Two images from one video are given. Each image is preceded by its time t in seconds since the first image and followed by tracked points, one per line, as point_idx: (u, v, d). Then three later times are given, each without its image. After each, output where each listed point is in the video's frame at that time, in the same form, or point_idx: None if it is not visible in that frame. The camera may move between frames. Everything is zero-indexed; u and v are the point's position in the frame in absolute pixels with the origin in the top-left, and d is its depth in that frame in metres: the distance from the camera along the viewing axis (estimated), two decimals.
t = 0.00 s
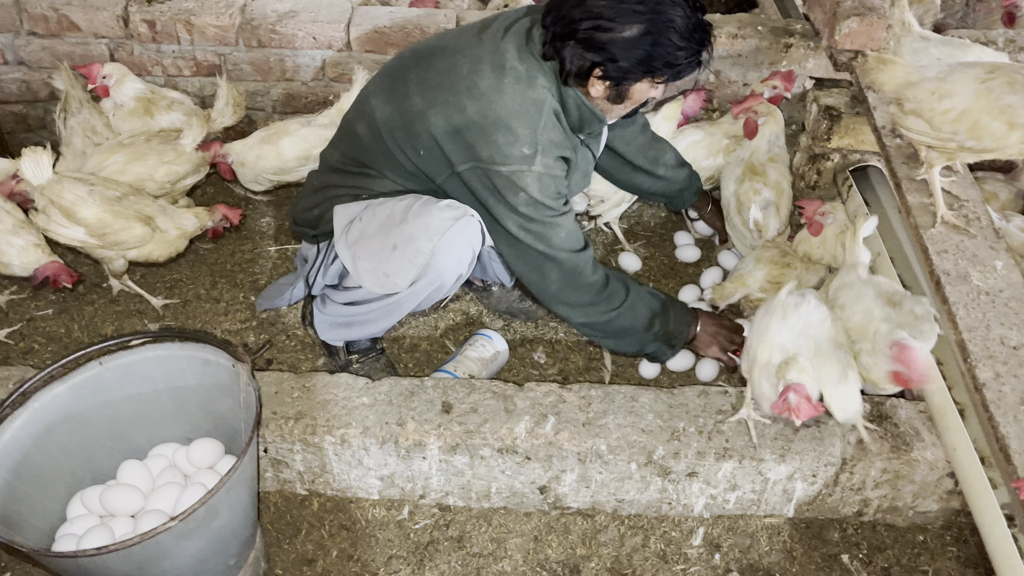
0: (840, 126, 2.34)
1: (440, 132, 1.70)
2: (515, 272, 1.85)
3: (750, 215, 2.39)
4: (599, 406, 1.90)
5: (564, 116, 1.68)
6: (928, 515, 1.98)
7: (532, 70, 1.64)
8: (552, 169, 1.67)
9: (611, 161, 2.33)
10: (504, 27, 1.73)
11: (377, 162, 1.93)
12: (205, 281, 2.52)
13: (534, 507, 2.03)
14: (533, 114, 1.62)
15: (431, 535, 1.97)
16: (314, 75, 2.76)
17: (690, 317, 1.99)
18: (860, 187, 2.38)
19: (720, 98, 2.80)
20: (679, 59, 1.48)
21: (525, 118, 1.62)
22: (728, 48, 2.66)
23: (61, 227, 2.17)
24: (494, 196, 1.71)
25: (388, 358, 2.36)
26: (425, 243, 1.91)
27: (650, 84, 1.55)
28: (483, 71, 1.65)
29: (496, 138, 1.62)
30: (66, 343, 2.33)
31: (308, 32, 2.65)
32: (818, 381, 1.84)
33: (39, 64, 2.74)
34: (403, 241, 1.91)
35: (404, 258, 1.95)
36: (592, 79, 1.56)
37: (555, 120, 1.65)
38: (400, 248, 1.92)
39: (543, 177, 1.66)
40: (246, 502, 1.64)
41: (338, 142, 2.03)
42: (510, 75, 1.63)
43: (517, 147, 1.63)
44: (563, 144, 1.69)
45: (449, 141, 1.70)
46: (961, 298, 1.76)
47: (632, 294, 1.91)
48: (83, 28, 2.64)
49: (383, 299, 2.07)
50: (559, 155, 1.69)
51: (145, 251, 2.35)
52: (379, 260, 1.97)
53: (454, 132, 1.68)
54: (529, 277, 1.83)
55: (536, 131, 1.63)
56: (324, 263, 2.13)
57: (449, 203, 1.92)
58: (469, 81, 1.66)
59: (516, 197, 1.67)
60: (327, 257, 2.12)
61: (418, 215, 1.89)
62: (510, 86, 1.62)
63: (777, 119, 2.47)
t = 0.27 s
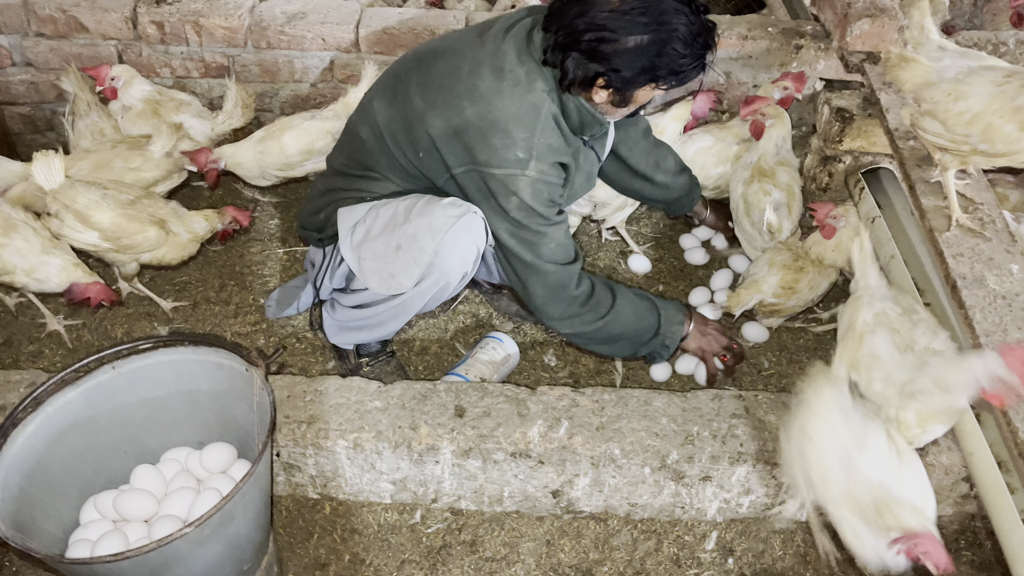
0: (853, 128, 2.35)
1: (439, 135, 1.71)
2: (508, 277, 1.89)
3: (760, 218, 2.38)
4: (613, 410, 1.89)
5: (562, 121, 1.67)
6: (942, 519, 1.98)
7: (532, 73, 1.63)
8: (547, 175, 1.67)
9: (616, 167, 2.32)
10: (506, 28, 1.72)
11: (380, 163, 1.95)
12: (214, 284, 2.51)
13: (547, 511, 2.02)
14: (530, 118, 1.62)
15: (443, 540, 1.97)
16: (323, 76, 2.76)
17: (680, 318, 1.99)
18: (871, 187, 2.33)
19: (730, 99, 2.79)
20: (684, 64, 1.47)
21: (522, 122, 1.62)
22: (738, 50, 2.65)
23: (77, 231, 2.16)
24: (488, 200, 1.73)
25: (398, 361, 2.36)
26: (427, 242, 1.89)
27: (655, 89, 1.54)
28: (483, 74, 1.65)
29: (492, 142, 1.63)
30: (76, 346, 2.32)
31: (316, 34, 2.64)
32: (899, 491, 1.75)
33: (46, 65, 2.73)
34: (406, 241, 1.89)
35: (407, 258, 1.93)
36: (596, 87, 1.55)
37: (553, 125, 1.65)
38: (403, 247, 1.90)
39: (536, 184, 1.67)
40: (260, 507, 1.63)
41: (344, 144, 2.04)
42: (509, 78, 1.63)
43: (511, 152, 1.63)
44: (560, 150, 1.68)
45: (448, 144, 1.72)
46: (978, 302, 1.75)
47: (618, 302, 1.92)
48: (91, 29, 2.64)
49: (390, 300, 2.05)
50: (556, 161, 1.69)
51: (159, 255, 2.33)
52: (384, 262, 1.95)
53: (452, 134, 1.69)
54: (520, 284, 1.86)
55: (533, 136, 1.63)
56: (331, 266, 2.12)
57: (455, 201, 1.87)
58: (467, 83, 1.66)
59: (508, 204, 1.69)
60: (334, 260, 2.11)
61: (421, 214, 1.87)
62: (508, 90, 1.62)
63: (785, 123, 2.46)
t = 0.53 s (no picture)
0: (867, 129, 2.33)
1: (430, 137, 1.73)
2: (510, 279, 1.92)
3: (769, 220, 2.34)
4: (629, 413, 1.88)
5: (551, 121, 1.68)
6: (958, 522, 1.97)
7: (520, 73, 1.64)
8: (536, 177, 1.68)
9: (617, 172, 2.32)
10: (497, 29, 1.74)
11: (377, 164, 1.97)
12: (225, 286, 2.51)
13: (562, 515, 2.01)
14: (517, 119, 1.63)
15: (458, 543, 1.96)
16: (333, 77, 2.75)
17: (674, 319, 2.04)
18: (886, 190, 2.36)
19: (741, 100, 2.78)
20: (670, 64, 1.45)
21: (511, 124, 1.63)
22: (751, 50, 2.64)
23: (96, 235, 2.16)
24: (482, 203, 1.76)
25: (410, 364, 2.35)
26: (422, 236, 1.86)
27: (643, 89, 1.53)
28: (471, 76, 1.67)
29: (480, 144, 1.65)
30: (87, 348, 2.31)
31: (327, 34, 2.63)
32: None
33: (56, 66, 2.72)
34: (402, 236, 1.87)
35: (405, 253, 1.91)
36: (580, 83, 1.54)
37: (540, 125, 1.66)
38: (399, 243, 1.89)
39: (526, 186, 1.68)
40: (277, 512, 1.62)
41: (343, 149, 2.06)
42: (497, 79, 1.64)
43: (500, 154, 1.65)
44: (550, 151, 1.69)
45: (440, 147, 1.74)
46: (997, 306, 1.74)
47: (617, 305, 1.94)
48: (101, 30, 2.62)
49: (394, 299, 2.02)
50: (547, 162, 1.70)
51: (177, 258, 2.34)
52: (381, 258, 1.94)
53: (442, 137, 1.71)
54: (521, 285, 1.89)
55: (521, 138, 1.64)
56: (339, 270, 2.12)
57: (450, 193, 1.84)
58: (455, 84, 1.68)
59: (499, 206, 1.72)
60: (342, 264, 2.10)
61: (415, 208, 1.85)
62: (495, 92, 1.64)
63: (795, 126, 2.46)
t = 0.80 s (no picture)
0: (884, 132, 2.34)
1: (427, 144, 1.74)
2: (513, 282, 1.93)
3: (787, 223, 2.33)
4: (648, 419, 1.88)
5: (547, 125, 1.67)
6: (977, 527, 1.96)
7: (514, 79, 1.63)
8: (533, 182, 1.69)
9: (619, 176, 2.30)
10: (492, 33, 1.73)
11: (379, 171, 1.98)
12: (238, 289, 2.50)
13: (580, 520, 2.01)
14: (512, 125, 1.63)
15: (476, 549, 1.95)
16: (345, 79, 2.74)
17: (677, 317, 2.05)
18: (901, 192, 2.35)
19: (754, 102, 2.78)
20: (665, 69, 1.45)
21: (506, 130, 1.63)
22: (765, 52, 2.63)
23: (116, 239, 2.17)
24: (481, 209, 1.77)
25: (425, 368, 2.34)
26: (432, 239, 1.83)
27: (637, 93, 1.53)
28: (465, 83, 1.66)
29: (475, 151, 1.65)
30: (102, 352, 2.31)
31: (340, 36, 2.62)
32: None
33: (67, 68, 2.71)
34: (412, 239, 1.85)
35: (415, 256, 1.88)
36: (573, 87, 1.54)
37: (536, 130, 1.65)
38: (409, 246, 1.86)
39: (523, 192, 1.68)
40: (297, 518, 1.62)
41: (346, 158, 2.07)
42: (491, 85, 1.64)
43: (496, 160, 1.65)
44: (548, 156, 1.69)
45: (438, 153, 1.74)
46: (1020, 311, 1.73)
47: (620, 306, 1.95)
48: (113, 32, 2.62)
49: (406, 303, 1.99)
50: (545, 167, 1.70)
51: (196, 262, 2.34)
52: (392, 263, 1.91)
53: (439, 144, 1.72)
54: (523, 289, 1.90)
55: (517, 143, 1.64)
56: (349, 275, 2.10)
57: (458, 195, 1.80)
58: (450, 91, 1.68)
59: (497, 212, 1.72)
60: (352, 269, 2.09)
61: (424, 211, 1.82)
62: (489, 98, 1.64)
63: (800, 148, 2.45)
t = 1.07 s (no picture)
0: (900, 133, 2.33)
1: (438, 146, 1.74)
2: (525, 278, 1.96)
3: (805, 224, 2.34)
4: (667, 421, 1.87)
5: (557, 124, 1.66)
6: (995, 530, 1.96)
7: (522, 79, 1.63)
8: (544, 181, 1.69)
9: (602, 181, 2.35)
10: (500, 33, 1.72)
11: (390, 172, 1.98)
12: (252, 290, 2.50)
13: (597, 522, 2.01)
14: (522, 125, 1.63)
15: (494, 551, 1.95)
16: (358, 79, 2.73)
17: (685, 306, 2.12)
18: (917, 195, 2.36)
19: (767, 103, 2.77)
20: (672, 74, 1.44)
21: (515, 130, 1.63)
22: (778, 53, 2.63)
23: (131, 243, 2.15)
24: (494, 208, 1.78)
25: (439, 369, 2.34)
26: (450, 236, 1.80)
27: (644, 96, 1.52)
28: (474, 83, 1.66)
29: (486, 152, 1.66)
30: (117, 353, 2.31)
31: (352, 37, 2.62)
32: None
33: (79, 68, 2.71)
34: (430, 237, 1.81)
35: (433, 255, 1.84)
36: (580, 88, 1.54)
37: (546, 130, 1.65)
38: (427, 246, 1.83)
39: (536, 190, 1.69)
40: (319, 521, 1.62)
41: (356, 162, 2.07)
42: (500, 85, 1.63)
43: (507, 160, 1.66)
44: (559, 154, 1.69)
45: (449, 154, 1.75)
46: None
47: (632, 296, 2.00)
48: (126, 33, 2.61)
49: (423, 302, 1.97)
50: (556, 166, 1.70)
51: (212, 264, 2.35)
52: (408, 263, 1.87)
53: (450, 146, 1.72)
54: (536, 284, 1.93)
55: (528, 143, 1.64)
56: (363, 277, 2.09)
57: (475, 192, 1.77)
58: (458, 92, 1.68)
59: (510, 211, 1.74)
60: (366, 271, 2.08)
61: (440, 209, 1.79)
62: (498, 99, 1.63)
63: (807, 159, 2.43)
